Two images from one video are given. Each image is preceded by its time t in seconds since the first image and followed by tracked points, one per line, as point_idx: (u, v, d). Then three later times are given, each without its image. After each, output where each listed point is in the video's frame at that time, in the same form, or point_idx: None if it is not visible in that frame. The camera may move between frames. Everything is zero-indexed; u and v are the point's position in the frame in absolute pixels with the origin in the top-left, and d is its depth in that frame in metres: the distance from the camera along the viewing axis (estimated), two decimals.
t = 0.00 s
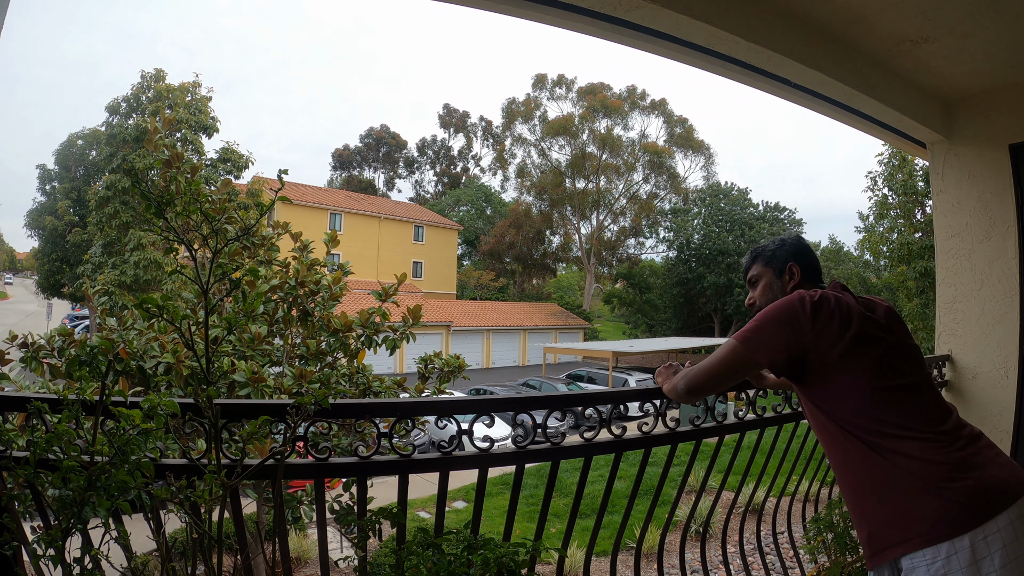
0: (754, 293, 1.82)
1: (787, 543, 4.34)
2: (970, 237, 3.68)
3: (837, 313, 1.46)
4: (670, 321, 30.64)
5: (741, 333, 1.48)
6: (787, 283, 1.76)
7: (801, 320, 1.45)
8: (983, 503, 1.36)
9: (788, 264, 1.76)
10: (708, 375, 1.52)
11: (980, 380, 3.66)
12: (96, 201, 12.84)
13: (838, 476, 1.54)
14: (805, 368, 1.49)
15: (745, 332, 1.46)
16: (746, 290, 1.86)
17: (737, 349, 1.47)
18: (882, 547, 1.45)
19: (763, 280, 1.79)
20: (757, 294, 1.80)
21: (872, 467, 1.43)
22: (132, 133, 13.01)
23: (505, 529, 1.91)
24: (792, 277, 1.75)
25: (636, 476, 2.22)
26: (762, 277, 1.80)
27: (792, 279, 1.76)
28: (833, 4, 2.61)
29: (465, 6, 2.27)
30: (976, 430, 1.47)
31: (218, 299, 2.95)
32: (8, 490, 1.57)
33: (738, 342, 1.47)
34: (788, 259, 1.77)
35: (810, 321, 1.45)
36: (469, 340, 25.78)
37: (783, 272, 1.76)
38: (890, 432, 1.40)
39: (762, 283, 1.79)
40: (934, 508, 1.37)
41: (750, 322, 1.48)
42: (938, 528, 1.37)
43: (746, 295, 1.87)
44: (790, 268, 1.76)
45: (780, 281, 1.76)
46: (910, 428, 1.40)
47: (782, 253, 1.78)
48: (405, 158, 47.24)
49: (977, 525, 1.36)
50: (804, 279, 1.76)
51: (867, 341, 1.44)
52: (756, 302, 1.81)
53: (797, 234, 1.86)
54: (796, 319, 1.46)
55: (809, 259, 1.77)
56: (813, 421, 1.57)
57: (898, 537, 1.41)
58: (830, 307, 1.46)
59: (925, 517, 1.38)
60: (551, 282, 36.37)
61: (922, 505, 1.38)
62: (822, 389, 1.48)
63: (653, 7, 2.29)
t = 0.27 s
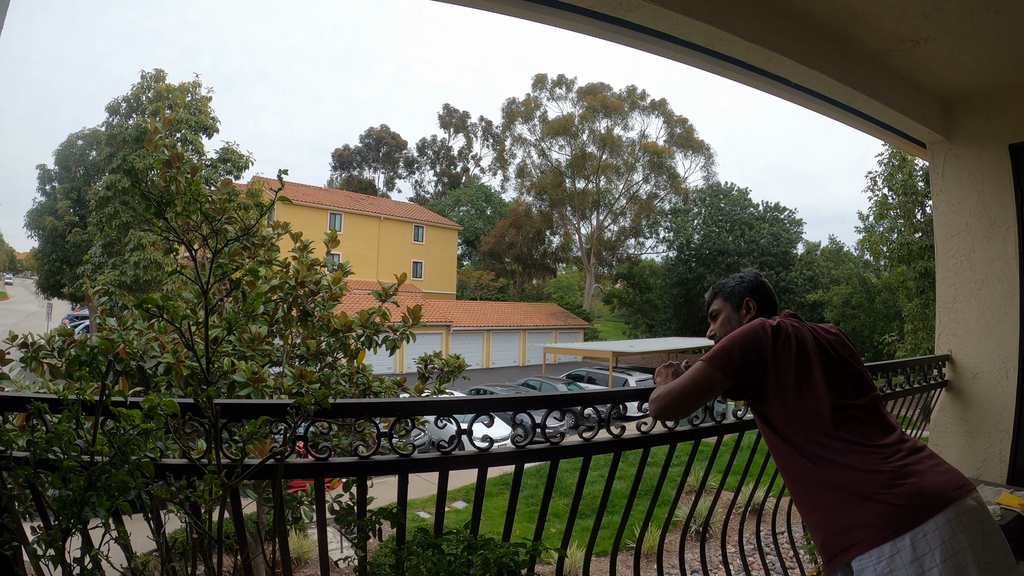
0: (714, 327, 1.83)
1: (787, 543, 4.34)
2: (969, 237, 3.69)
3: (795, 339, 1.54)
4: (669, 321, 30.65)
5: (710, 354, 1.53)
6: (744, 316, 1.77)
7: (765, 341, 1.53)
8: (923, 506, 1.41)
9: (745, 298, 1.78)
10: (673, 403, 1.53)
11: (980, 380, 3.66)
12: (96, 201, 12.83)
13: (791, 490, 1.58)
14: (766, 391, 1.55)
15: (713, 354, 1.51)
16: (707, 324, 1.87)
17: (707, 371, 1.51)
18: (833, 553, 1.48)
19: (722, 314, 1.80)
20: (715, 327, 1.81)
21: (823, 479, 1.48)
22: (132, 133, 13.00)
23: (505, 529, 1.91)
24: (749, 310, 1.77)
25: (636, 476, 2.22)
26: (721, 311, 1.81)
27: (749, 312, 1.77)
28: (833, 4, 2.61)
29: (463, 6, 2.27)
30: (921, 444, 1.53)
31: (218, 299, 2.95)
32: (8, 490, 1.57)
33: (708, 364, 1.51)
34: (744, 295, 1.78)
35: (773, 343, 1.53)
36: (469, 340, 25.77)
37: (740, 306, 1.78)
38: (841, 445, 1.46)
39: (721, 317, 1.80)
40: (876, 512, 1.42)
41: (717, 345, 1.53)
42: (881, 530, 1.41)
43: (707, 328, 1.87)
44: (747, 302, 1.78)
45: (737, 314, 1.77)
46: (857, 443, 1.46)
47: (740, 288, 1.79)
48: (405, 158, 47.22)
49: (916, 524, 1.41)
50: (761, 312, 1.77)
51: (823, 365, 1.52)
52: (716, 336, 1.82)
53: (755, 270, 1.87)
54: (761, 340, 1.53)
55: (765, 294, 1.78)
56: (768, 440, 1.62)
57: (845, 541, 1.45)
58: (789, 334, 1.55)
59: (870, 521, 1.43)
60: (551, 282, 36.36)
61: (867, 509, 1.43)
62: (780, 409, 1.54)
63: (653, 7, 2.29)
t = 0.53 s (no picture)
0: (700, 337, 1.83)
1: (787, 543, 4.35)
2: (970, 237, 3.69)
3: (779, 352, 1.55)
4: (669, 321, 30.67)
5: (696, 368, 1.52)
6: (728, 327, 1.77)
7: (748, 355, 1.53)
8: (903, 514, 1.41)
9: (729, 309, 1.77)
10: (662, 418, 1.52)
11: (981, 380, 3.65)
12: (96, 201, 12.83)
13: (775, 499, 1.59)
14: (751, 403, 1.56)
15: (700, 368, 1.50)
16: (693, 334, 1.87)
17: (694, 385, 1.50)
18: (815, 561, 1.49)
19: (707, 325, 1.81)
20: (702, 337, 1.81)
21: (805, 489, 1.49)
22: (132, 133, 13.00)
23: (505, 528, 1.91)
24: (733, 321, 1.77)
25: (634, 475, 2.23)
26: (707, 322, 1.81)
27: (733, 323, 1.77)
28: (832, 4, 2.62)
29: (463, 6, 2.27)
30: (902, 453, 1.54)
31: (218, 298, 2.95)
32: (8, 490, 1.58)
33: (695, 378, 1.50)
34: (730, 305, 1.78)
35: (757, 356, 1.54)
36: (469, 340, 25.79)
37: (724, 316, 1.78)
38: (825, 456, 1.46)
39: (706, 328, 1.81)
40: (855, 519, 1.43)
41: (704, 358, 1.53)
42: (860, 537, 1.42)
43: (693, 338, 1.88)
44: (732, 313, 1.77)
45: (722, 325, 1.78)
46: (838, 454, 1.47)
47: (726, 299, 1.79)
48: (405, 158, 47.22)
49: (893, 531, 1.42)
50: (745, 322, 1.76)
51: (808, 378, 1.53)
52: (700, 346, 1.82)
53: (743, 279, 1.86)
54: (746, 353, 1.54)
55: (751, 305, 1.78)
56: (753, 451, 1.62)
57: (826, 549, 1.47)
58: (772, 347, 1.56)
59: (851, 529, 1.43)
60: (551, 283, 36.37)
61: (847, 517, 1.44)
62: (764, 421, 1.54)
63: (654, 8, 2.29)
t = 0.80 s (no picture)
0: (711, 326, 1.84)
1: (787, 543, 4.35)
2: (969, 236, 3.69)
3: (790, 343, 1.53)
4: (670, 321, 30.68)
5: (703, 362, 1.52)
6: (739, 316, 1.77)
7: (757, 347, 1.52)
8: (914, 511, 1.41)
9: (739, 298, 1.77)
10: (670, 412, 1.53)
11: (981, 380, 3.66)
12: (96, 201, 12.83)
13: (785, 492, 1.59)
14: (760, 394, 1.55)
15: (708, 361, 1.50)
16: (704, 323, 1.88)
17: (701, 377, 1.50)
18: (825, 556, 1.50)
19: (717, 314, 1.81)
20: (712, 327, 1.82)
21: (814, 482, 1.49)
22: (132, 133, 13.00)
23: (505, 528, 1.90)
24: (743, 310, 1.77)
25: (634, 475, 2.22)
26: (717, 310, 1.82)
27: (743, 312, 1.77)
28: (831, 5, 2.62)
29: (462, 6, 2.27)
30: (917, 448, 1.53)
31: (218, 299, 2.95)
32: (8, 490, 1.58)
33: (702, 370, 1.50)
34: (739, 294, 1.78)
35: (766, 348, 1.52)
36: (469, 340, 25.79)
37: (734, 306, 1.78)
38: (836, 450, 1.46)
39: (716, 318, 1.82)
40: (866, 516, 1.42)
41: (712, 349, 1.52)
42: (871, 534, 1.42)
43: (705, 327, 1.89)
44: (742, 302, 1.77)
45: (732, 314, 1.78)
46: (848, 447, 1.46)
47: (735, 289, 1.79)
48: (405, 158, 47.24)
49: (907, 528, 1.41)
50: (756, 312, 1.76)
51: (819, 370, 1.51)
52: (712, 335, 1.83)
53: (754, 266, 1.85)
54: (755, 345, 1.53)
55: (762, 292, 1.77)
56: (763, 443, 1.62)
57: (836, 545, 1.47)
58: (782, 337, 1.54)
59: (862, 525, 1.43)
60: (551, 282, 36.38)
61: (858, 514, 1.43)
62: (773, 413, 1.54)
63: (653, 8, 2.29)
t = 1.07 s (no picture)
0: (750, 294, 1.81)
1: (787, 543, 4.35)
2: (970, 237, 3.68)
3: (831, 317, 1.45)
4: (670, 322, 30.70)
5: (734, 339, 1.46)
6: (780, 283, 1.73)
7: (792, 321, 1.45)
8: (965, 508, 1.39)
9: (782, 263, 1.74)
10: (701, 387, 1.51)
11: (980, 380, 3.66)
12: (96, 201, 12.84)
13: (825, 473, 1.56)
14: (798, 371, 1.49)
15: (738, 338, 1.45)
16: (742, 291, 1.85)
17: (730, 354, 1.46)
18: (866, 545, 1.48)
19: (757, 280, 1.78)
20: (752, 293, 1.79)
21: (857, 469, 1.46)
22: (132, 133, 13.01)
23: (505, 529, 1.90)
24: (785, 277, 1.73)
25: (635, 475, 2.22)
26: (757, 278, 1.78)
27: (785, 278, 1.73)
28: (831, 5, 2.62)
29: (462, 5, 2.27)
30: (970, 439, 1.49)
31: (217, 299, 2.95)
32: (8, 490, 1.57)
33: (734, 347, 1.45)
34: (781, 259, 1.74)
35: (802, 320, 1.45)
36: (469, 340, 25.80)
37: (776, 272, 1.74)
38: (884, 433, 1.42)
39: (756, 283, 1.79)
40: (913, 509, 1.40)
41: (743, 326, 1.47)
42: (919, 526, 1.40)
43: (742, 295, 1.86)
44: (784, 268, 1.74)
45: (773, 281, 1.74)
46: (897, 427, 1.41)
47: (775, 253, 1.75)
48: (405, 158, 47.23)
49: (957, 527, 1.39)
50: (798, 278, 1.73)
51: (861, 346, 1.44)
52: (751, 303, 1.80)
53: (796, 231, 1.82)
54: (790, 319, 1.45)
55: (803, 258, 1.74)
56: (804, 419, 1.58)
57: (879, 536, 1.45)
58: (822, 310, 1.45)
59: (910, 515, 1.40)
60: (551, 283, 36.39)
61: (906, 503, 1.41)
62: (812, 389, 1.49)
63: (652, 8, 2.29)
